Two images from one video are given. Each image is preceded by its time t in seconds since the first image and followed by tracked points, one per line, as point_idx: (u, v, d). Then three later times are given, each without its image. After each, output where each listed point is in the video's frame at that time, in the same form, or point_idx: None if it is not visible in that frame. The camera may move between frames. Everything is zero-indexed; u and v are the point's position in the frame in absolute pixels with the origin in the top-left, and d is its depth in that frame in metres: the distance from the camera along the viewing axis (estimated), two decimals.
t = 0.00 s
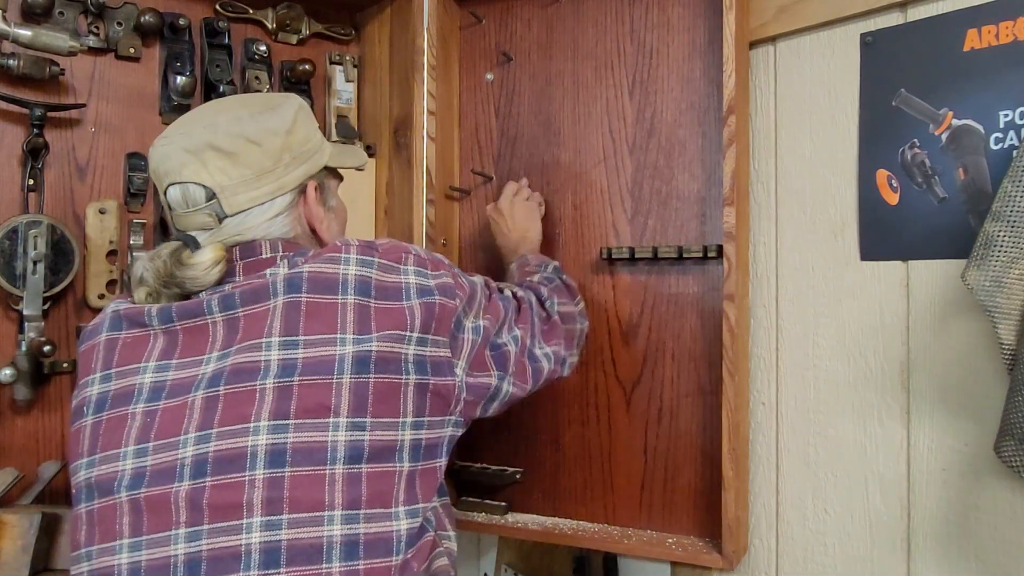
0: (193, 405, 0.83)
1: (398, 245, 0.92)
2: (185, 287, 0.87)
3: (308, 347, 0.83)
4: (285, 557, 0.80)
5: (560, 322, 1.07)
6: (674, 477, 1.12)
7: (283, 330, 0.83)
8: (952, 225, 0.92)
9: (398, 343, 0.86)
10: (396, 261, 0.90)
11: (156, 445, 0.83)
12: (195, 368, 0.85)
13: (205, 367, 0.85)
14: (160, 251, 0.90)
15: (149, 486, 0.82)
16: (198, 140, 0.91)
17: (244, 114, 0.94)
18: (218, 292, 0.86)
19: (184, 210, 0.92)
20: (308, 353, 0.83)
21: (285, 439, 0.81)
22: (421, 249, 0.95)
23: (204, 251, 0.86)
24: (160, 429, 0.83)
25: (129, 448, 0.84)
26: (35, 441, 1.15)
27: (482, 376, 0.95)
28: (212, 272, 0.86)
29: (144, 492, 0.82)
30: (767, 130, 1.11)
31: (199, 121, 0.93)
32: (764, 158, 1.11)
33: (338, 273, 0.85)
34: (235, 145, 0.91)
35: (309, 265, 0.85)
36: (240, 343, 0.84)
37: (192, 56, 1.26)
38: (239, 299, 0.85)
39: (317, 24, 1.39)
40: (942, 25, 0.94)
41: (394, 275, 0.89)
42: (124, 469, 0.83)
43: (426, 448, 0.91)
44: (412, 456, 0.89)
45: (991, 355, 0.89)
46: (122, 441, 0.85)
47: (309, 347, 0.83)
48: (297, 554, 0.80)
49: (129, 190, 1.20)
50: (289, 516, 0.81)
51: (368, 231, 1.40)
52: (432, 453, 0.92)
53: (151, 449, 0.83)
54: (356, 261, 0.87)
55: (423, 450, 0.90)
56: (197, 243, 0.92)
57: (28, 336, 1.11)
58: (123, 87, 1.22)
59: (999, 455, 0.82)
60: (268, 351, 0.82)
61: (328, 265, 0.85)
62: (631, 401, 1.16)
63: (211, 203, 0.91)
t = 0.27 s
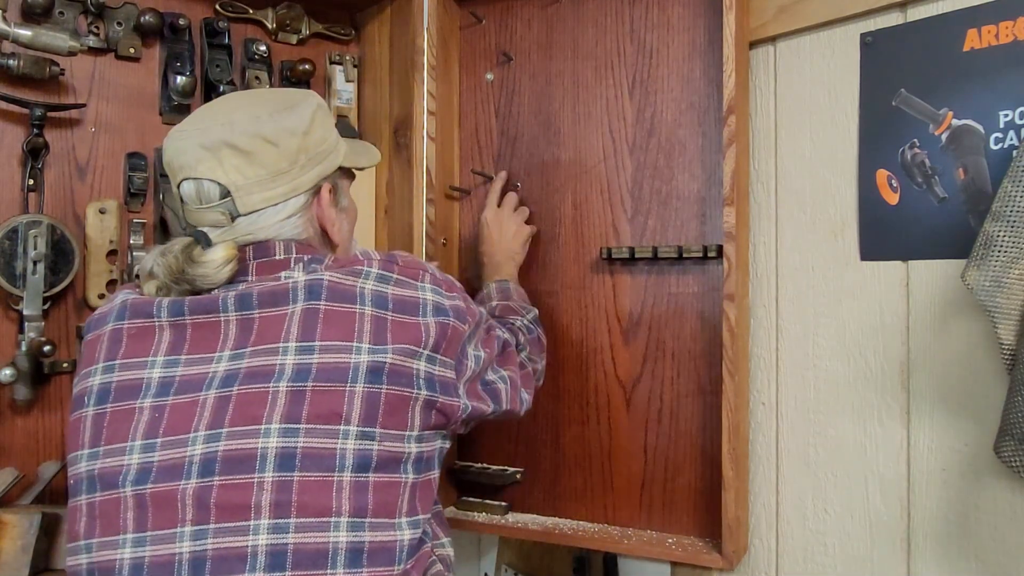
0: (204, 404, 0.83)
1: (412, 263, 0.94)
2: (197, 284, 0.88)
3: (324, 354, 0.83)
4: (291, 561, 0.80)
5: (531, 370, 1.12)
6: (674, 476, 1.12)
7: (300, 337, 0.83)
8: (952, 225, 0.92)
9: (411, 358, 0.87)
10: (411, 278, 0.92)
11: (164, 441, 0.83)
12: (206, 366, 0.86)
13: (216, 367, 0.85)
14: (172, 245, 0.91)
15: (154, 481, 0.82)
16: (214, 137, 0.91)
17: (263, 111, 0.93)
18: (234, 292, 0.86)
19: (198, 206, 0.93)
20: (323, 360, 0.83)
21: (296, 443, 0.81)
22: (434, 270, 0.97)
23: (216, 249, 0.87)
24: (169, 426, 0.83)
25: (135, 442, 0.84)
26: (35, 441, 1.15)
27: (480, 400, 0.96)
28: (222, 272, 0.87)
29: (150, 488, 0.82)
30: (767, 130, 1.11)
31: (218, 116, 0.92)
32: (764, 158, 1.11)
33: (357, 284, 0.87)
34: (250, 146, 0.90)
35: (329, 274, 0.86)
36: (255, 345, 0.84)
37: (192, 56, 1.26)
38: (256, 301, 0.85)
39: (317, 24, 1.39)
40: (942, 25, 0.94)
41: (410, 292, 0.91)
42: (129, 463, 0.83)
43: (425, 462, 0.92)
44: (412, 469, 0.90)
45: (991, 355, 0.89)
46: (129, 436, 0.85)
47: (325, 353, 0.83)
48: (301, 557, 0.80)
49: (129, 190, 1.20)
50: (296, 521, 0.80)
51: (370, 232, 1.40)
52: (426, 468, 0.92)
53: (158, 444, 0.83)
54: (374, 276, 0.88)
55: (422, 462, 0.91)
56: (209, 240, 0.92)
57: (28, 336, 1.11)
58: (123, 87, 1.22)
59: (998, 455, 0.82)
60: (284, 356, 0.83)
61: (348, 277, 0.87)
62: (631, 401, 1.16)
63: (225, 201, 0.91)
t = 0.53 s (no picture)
0: (207, 403, 0.83)
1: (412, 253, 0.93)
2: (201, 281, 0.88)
3: (326, 351, 0.83)
4: (293, 561, 0.80)
5: (574, 327, 1.04)
6: (674, 477, 1.12)
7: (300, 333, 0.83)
8: (952, 225, 0.92)
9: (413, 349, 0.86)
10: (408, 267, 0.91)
11: (167, 441, 0.83)
12: (208, 365, 0.85)
13: (220, 365, 0.85)
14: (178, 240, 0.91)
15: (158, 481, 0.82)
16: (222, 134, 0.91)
17: (272, 110, 0.92)
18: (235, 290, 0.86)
19: (203, 201, 0.92)
20: (324, 357, 0.82)
21: (299, 441, 0.81)
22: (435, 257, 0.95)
23: (221, 248, 0.87)
24: (173, 426, 0.84)
25: (139, 441, 0.84)
26: (35, 441, 1.15)
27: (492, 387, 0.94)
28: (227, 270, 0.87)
29: (152, 487, 0.82)
30: (767, 130, 1.11)
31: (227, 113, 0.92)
32: (764, 158, 1.11)
33: (357, 276, 0.86)
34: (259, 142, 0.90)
35: (329, 267, 0.85)
36: (258, 344, 0.84)
37: (192, 56, 1.26)
38: (256, 298, 0.85)
39: (317, 24, 1.39)
40: (942, 25, 0.94)
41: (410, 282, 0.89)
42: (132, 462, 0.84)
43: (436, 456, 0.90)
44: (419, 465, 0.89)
45: (991, 355, 0.89)
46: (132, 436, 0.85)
47: (326, 349, 0.83)
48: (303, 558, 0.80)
49: (129, 190, 1.20)
50: (299, 519, 0.80)
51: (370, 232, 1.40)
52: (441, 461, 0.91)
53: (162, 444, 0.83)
54: (374, 267, 0.87)
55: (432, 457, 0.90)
56: (215, 236, 0.92)
57: (28, 336, 1.11)
58: (123, 87, 1.22)
59: (998, 454, 0.82)
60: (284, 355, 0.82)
61: (347, 268, 0.86)
62: (631, 402, 1.16)
63: (232, 197, 0.90)
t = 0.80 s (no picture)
0: (129, 431, 0.73)
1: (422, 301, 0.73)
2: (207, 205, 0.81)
3: (308, 395, 0.65)
4: None
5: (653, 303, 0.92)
6: (674, 477, 1.12)
7: (225, 365, 0.69)
8: (952, 225, 0.92)
9: (403, 411, 0.65)
10: (409, 326, 0.69)
11: (95, 465, 0.75)
12: (138, 382, 0.74)
13: (146, 385, 0.73)
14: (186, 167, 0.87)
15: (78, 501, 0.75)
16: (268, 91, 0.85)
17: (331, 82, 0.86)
18: (188, 302, 0.74)
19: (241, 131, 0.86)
20: (301, 407, 0.64)
21: (196, 497, 0.68)
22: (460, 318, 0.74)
23: (232, 179, 0.80)
24: (103, 450, 0.74)
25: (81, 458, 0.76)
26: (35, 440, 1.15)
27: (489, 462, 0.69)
28: (219, 207, 0.80)
29: (71, 510, 0.76)
30: (767, 131, 1.11)
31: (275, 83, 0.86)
32: (764, 157, 1.11)
33: (308, 315, 0.68)
34: (340, 106, 0.82)
35: (286, 299, 0.69)
36: (184, 368, 0.71)
37: (192, 56, 1.26)
38: (201, 315, 0.72)
39: (317, 24, 1.39)
40: (942, 25, 0.94)
41: (379, 340, 0.68)
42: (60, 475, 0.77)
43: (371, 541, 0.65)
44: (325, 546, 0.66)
45: (991, 356, 0.89)
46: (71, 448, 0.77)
47: (242, 387, 0.67)
48: None
49: (129, 190, 1.20)
50: None
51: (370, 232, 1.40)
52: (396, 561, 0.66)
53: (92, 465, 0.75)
54: (334, 308, 0.68)
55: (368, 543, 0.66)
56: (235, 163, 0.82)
57: (28, 336, 1.11)
58: (123, 87, 1.22)
59: (999, 455, 0.82)
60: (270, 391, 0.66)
61: (303, 305, 0.69)
62: (631, 402, 1.16)
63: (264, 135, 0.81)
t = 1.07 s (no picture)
0: (150, 450, 0.67)
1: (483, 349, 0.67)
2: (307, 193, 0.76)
3: (344, 448, 0.59)
4: None
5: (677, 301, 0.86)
6: (673, 477, 1.12)
7: (195, 378, 0.67)
8: (952, 225, 0.92)
9: (426, 466, 0.59)
10: (460, 373, 0.63)
11: (59, 462, 0.75)
12: (105, 381, 0.73)
13: (171, 402, 0.67)
14: (282, 145, 0.84)
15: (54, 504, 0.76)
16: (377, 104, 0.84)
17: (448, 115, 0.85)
18: (174, 303, 0.72)
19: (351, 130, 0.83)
20: (338, 461, 0.59)
21: (214, 541, 0.62)
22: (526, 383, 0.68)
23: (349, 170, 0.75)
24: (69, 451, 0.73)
25: (53, 457, 0.76)
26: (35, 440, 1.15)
27: (508, 547, 0.61)
28: (324, 193, 0.75)
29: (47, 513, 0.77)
30: (767, 131, 1.11)
31: (411, 96, 0.85)
32: (764, 157, 1.11)
33: (283, 322, 0.66)
34: (451, 140, 0.82)
35: (265, 306, 0.67)
36: (156, 375, 0.69)
37: (192, 56, 1.26)
38: (179, 321, 0.71)
39: (317, 24, 1.39)
40: (941, 25, 0.94)
41: (422, 382, 0.62)
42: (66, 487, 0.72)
43: None
44: None
45: (991, 356, 0.89)
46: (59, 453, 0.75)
47: (279, 423, 0.62)
48: None
49: (129, 190, 1.20)
50: None
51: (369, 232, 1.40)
52: None
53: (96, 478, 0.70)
54: (379, 339, 0.63)
55: None
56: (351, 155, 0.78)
57: (28, 336, 1.11)
58: (123, 87, 1.22)
59: (999, 455, 0.82)
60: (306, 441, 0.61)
61: (277, 316, 0.66)
62: (631, 402, 1.16)
63: (388, 143, 0.79)
